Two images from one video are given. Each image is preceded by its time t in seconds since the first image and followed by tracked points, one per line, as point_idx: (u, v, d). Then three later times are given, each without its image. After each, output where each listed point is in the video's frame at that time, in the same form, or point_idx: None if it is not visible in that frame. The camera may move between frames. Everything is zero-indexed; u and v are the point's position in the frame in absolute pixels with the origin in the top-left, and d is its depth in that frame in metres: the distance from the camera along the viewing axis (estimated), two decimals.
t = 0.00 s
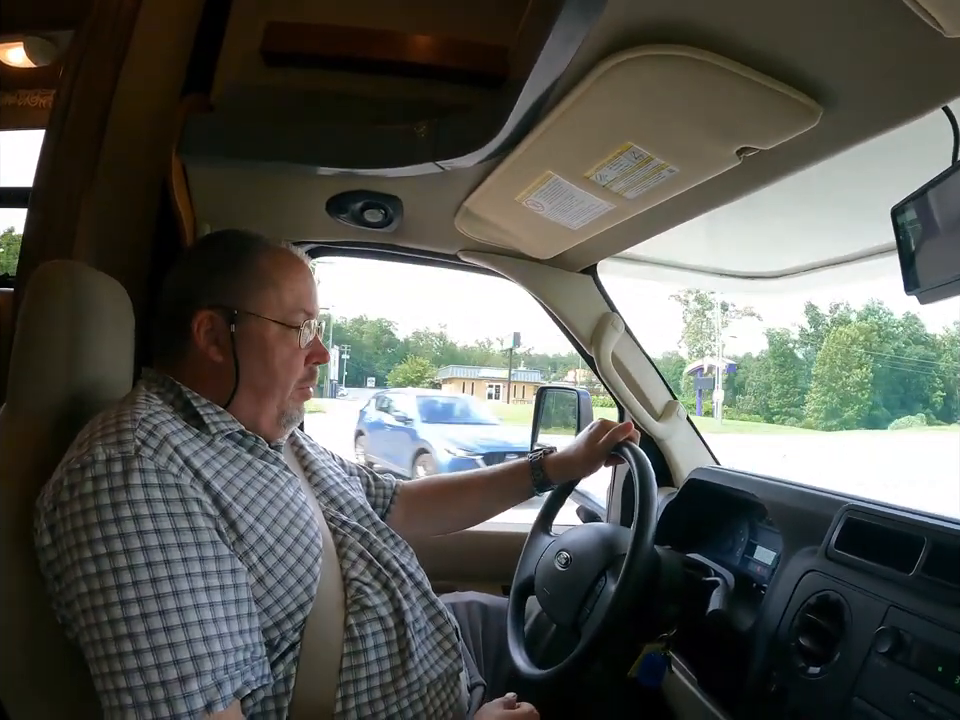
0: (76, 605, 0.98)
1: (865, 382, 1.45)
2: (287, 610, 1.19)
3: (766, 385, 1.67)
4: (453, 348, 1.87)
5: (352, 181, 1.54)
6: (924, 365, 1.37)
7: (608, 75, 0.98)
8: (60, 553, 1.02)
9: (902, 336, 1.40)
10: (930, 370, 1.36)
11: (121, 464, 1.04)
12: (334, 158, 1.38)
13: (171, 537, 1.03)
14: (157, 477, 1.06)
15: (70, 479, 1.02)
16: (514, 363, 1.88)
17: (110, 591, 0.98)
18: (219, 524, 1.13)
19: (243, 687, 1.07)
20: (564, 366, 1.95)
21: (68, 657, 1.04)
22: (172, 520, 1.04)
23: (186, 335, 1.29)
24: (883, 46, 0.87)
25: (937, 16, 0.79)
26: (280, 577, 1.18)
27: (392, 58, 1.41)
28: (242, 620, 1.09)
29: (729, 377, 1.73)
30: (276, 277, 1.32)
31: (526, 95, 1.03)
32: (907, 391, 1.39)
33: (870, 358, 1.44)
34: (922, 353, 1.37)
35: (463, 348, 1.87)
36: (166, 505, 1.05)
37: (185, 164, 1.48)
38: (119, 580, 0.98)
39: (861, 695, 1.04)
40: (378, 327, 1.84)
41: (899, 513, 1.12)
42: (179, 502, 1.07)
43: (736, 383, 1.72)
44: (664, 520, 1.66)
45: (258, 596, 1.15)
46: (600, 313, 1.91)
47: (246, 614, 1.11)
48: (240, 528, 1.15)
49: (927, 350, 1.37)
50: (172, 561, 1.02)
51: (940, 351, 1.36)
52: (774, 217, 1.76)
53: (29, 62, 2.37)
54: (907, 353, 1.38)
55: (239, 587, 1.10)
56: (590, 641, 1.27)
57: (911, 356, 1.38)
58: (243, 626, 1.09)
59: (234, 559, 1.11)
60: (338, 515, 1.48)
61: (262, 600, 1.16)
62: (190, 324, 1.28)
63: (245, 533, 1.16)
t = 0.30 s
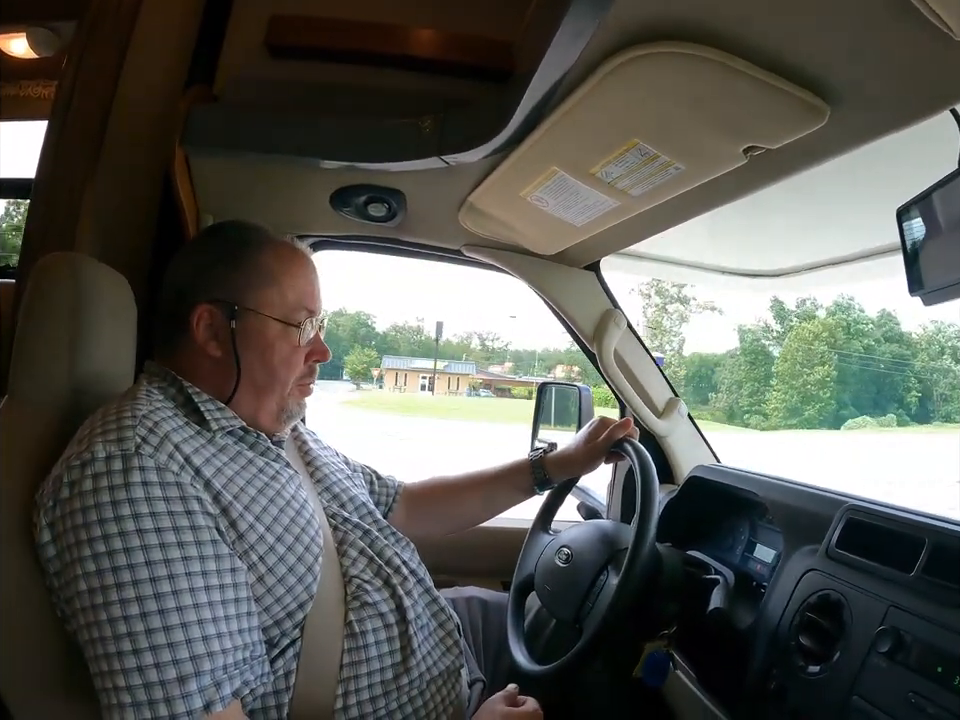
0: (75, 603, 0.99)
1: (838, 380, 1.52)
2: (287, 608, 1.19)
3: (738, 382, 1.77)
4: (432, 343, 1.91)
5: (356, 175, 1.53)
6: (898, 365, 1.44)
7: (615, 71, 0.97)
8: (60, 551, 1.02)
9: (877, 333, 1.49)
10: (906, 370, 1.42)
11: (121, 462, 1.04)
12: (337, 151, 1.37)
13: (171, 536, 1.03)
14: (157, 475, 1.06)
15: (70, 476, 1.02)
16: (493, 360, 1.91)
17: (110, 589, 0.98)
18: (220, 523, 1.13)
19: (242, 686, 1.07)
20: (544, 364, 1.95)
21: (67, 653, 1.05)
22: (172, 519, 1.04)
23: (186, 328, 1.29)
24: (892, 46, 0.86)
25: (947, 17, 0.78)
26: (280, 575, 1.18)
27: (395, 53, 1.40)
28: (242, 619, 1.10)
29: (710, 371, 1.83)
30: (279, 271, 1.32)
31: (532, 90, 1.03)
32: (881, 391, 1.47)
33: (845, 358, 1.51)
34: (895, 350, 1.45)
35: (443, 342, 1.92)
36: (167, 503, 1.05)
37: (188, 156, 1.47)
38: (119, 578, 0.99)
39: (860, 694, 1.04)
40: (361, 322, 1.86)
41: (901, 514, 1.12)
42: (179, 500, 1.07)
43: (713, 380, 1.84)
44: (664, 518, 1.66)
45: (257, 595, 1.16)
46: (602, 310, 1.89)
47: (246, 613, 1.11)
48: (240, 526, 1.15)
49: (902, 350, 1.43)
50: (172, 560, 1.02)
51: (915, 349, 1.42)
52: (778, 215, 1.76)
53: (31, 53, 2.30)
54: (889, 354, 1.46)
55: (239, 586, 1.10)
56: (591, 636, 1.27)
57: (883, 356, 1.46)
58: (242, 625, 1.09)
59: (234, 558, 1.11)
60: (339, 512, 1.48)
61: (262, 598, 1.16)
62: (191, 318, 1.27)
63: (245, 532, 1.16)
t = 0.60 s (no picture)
0: (77, 602, 1.00)
1: (804, 381, 1.62)
2: (287, 608, 1.19)
3: (707, 381, 1.83)
4: (408, 338, 1.89)
5: (359, 173, 1.53)
6: (871, 365, 1.50)
7: (620, 73, 0.98)
8: (61, 549, 1.03)
9: (849, 330, 1.58)
10: (879, 370, 1.48)
11: (122, 461, 1.04)
12: (339, 149, 1.37)
13: (173, 536, 1.03)
14: (158, 475, 1.06)
15: (71, 474, 1.03)
16: (471, 358, 1.89)
17: (111, 589, 0.99)
18: (220, 522, 1.13)
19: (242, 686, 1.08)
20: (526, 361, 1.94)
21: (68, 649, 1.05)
22: (173, 518, 1.05)
23: (187, 326, 1.29)
24: (896, 49, 0.86)
25: (950, 23, 0.79)
26: (280, 576, 1.18)
27: (398, 50, 1.40)
28: (242, 619, 1.10)
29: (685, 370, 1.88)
30: (280, 269, 1.32)
31: (536, 90, 1.03)
32: (852, 391, 1.55)
33: (818, 361, 1.60)
34: (868, 349, 1.50)
35: (421, 337, 1.89)
36: (168, 503, 1.05)
37: (190, 152, 1.47)
38: (120, 578, 0.99)
39: (856, 695, 1.04)
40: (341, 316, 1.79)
41: (899, 516, 1.13)
42: (180, 500, 1.07)
43: (688, 378, 1.88)
44: (662, 518, 1.67)
45: (257, 595, 1.16)
46: (602, 310, 1.91)
47: (246, 613, 1.11)
48: (241, 526, 1.16)
49: (876, 349, 1.49)
50: (173, 560, 1.02)
51: (887, 347, 1.47)
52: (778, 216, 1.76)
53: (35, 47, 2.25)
54: (864, 354, 1.51)
55: (240, 586, 1.10)
56: (590, 635, 1.27)
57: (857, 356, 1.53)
58: (243, 625, 1.09)
59: (234, 559, 1.11)
60: (339, 510, 1.48)
61: (262, 599, 1.17)
62: (192, 316, 1.27)
63: (245, 532, 1.16)
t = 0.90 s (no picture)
0: (76, 596, 1.00)
1: (770, 380, 1.70)
2: (287, 604, 1.19)
3: (680, 378, 1.91)
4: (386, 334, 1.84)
5: (360, 169, 1.53)
6: (840, 365, 1.56)
7: (624, 71, 0.97)
8: (60, 545, 1.03)
9: (820, 327, 1.65)
10: (849, 370, 1.54)
11: (122, 457, 1.04)
12: (339, 144, 1.37)
13: (172, 532, 1.03)
14: (158, 470, 1.06)
15: (71, 470, 1.03)
16: (462, 356, 1.87)
17: (110, 584, 0.99)
18: (220, 518, 1.13)
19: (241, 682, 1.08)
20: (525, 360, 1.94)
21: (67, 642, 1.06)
22: (173, 514, 1.05)
23: (188, 322, 1.28)
24: (903, 47, 0.86)
25: (956, 24, 0.78)
26: (280, 572, 1.18)
27: (401, 47, 1.39)
28: (242, 615, 1.09)
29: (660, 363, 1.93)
30: (279, 263, 1.31)
31: (539, 87, 1.02)
32: (821, 391, 1.60)
33: (787, 360, 1.66)
34: (838, 348, 1.56)
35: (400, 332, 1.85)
36: (168, 499, 1.05)
37: (191, 147, 1.47)
38: (119, 573, 0.99)
39: (854, 694, 1.04)
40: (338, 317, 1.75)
41: (899, 517, 1.13)
42: (180, 496, 1.07)
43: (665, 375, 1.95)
44: (661, 516, 1.66)
45: (257, 591, 1.16)
46: (602, 307, 1.92)
47: (246, 609, 1.11)
48: (240, 522, 1.16)
49: (846, 348, 1.55)
50: (173, 556, 1.02)
51: (858, 346, 1.53)
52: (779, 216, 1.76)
53: (37, 41, 2.22)
54: (838, 354, 1.57)
55: (239, 583, 1.10)
56: (589, 631, 1.27)
57: (825, 355, 1.59)
58: (242, 621, 1.09)
59: (234, 555, 1.11)
60: (338, 507, 1.48)
61: (262, 595, 1.17)
62: (194, 312, 1.27)
63: (245, 528, 1.16)
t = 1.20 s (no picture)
0: (73, 595, 1.00)
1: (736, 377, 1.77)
2: (283, 603, 1.20)
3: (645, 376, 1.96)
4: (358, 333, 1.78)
5: (359, 169, 1.54)
6: (808, 364, 1.62)
7: (620, 73, 0.98)
8: (57, 544, 1.03)
9: (787, 326, 1.74)
10: (817, 370, 1.60)
11: (119, 456, 1.05)
12: (339, 144, 1.37)
13: (169, 531, 1.04)
14: (155, 469, 1.07)
15: (68, 469, 1.03)
16: (452, 358, 1.84)
17: (107, 583, 0.99)
18: (216, 517, 1.14)
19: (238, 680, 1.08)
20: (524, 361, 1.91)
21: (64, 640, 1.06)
22: (169, 513, 1.05)
23: (185, 321, 1.29)
24: (900, 50, 0.86)
25: (950, 28, 0.79)
26: (277, 571, 1.19)
27: (400, 47, 1.40)
28: (239, 614, 1.10)
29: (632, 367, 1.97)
30: (277, 262, 1.32)
31: (537, 88, 1.03)
32: (786, 390, 1.66)
33: (753, 360, 1.73)
34: (807, 346, 1.64)
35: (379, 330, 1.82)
36: (165, 498, 1.06)
37: (191, 146, 1.47)
38: (116, 572, 0.99)
39: (847, 694, 1.05)
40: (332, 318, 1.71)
41: (892, 517, 1.14)
42: (177, 495, 1.07)
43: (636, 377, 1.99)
44: (657, 516, 1.67)
45: (254, 590, 1.16)
46: (600, 307, 1.92)
47: (243, 608, 1.11)
48: (237, 521, 1.16)
49: (815, 348, 1.62)
50: (170, 555, 1.03)
51: (828, 345, 1.60)
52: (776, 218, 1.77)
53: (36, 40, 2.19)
54: (808, 351, 1.64)
55: (236, 581, 1.10)
56: (585, 631, 1.28)
57: (792, 354, 1.66)
58: (239, 619, 1.10)
59: (231, 554, 1.11)
60: (334, 506, 1.48)
61: (258, 593, 1.17)
62: (189, 311, 1.27)
63: (242, 527, 1.17)
